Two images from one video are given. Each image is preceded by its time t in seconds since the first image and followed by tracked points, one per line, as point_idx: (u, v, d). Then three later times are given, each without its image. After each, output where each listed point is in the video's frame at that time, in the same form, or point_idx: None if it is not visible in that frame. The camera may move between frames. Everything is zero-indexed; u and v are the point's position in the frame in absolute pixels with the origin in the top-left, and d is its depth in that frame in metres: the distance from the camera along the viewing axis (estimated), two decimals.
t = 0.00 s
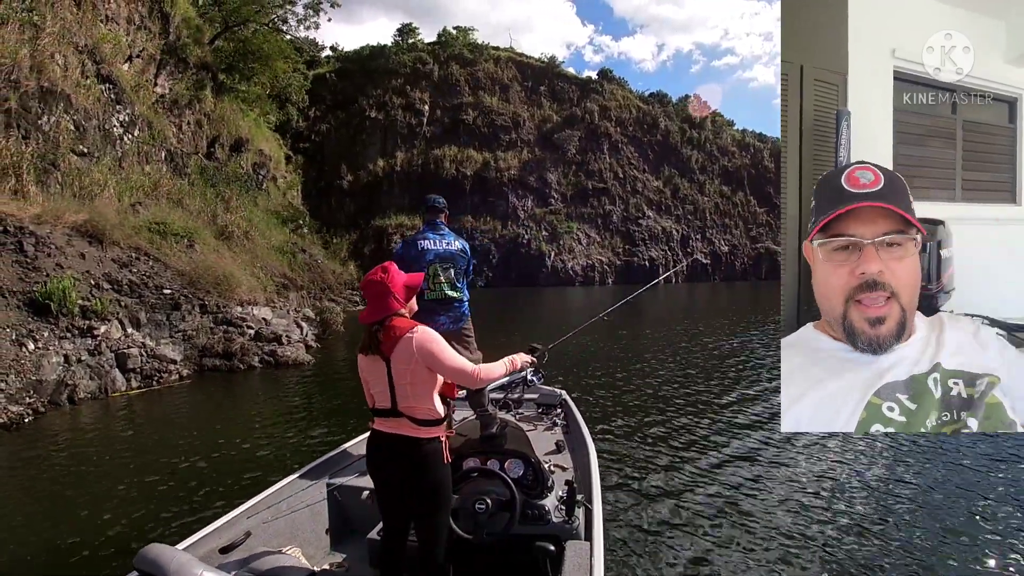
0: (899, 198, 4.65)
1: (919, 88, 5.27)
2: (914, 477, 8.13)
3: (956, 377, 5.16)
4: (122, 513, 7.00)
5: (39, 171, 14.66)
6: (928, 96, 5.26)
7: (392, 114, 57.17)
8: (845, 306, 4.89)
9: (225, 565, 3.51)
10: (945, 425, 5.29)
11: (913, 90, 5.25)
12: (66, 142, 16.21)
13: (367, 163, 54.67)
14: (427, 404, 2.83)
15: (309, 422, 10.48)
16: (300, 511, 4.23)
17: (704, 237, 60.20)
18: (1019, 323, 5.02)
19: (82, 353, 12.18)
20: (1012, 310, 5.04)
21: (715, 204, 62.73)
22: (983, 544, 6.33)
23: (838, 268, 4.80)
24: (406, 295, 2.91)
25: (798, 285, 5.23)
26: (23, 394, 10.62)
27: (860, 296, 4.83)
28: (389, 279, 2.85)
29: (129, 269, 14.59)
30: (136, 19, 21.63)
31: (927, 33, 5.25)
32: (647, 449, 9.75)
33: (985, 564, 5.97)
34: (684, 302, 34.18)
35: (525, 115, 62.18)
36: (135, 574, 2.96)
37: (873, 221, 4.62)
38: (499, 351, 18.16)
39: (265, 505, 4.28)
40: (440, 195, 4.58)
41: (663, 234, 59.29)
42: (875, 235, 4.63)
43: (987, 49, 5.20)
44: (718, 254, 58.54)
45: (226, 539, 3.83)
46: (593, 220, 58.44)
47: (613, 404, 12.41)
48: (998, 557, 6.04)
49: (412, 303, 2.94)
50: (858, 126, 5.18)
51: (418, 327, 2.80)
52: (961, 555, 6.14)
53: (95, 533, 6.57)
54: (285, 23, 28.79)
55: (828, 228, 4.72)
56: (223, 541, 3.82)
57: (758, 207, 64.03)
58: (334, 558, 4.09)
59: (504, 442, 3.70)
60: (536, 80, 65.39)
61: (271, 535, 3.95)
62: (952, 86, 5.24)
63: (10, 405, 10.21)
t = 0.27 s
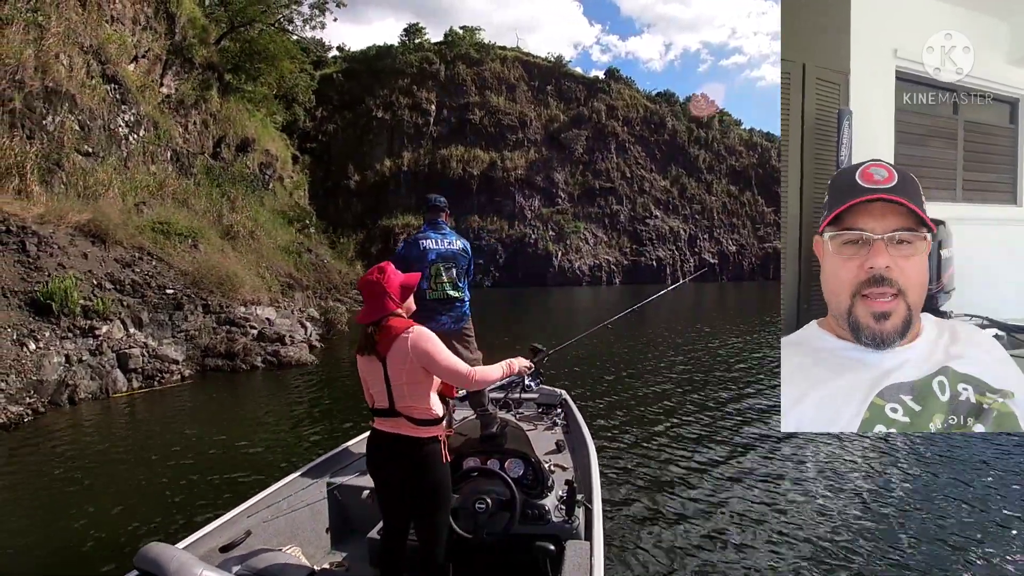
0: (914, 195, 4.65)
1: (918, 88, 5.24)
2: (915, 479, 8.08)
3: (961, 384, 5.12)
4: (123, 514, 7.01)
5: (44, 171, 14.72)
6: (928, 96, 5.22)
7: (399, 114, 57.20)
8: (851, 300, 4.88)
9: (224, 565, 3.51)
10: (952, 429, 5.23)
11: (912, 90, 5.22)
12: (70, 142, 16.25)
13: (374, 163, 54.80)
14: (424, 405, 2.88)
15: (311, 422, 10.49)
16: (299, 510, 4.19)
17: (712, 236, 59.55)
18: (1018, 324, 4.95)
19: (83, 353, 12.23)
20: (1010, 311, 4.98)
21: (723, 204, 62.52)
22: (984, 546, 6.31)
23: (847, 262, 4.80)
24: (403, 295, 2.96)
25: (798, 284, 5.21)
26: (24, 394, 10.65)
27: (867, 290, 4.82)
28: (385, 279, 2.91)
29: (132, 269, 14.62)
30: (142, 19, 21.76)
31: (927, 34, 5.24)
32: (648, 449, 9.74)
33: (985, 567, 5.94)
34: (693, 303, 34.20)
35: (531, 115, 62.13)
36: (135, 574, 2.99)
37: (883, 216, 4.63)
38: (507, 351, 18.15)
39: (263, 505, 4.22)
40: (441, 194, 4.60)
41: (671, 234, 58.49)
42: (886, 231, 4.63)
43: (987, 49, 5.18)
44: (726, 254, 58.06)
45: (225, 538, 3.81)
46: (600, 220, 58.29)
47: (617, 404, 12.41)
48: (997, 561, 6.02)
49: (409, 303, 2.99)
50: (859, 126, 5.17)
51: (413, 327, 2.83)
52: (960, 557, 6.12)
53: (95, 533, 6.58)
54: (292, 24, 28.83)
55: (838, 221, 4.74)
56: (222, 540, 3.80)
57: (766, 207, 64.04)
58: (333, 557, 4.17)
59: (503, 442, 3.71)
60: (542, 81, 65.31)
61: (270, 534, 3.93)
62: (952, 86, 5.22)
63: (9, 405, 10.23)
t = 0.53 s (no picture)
0: (919, 197, 4.58)
1: (919, 87, 5.28)
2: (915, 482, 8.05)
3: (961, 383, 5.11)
4: (124, 515, 7.03)
5: (47, 171, 14.75)
6: (928, 96, 5.27)
7: (405, 114, 57.24)
8: (861, 302, 4.81)
9: (225, 564, 3.54)
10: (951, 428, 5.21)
11: (913, 90, 5.26)
12: (74, 143, 16.28)
13: (380, 163, 54.95)
14: (424, 404, 2.88)
15: (313, 424, 10.52)
16: (300, 510, 4.29)
17: (720, 237, 60.10)
18: (1017, 325, 5.05)
19: (83, 354, 12.27)
20: (1010, 311, 5.08)
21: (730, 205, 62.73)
22: (980, 549, 6.32)
23: (858, 265, 4.72)
24: (402, 294, 2.97)
25: (799, 282, 5.22)
26: (24, 395, 10.67)
27: (878, 290, 4.74)
28: (384, 278, 2.92)
29: (135, 269, 14.64)
30: (147, 20, 21.95)
31: (928, 33, 5.28)
32: (649, 450, 9.74)
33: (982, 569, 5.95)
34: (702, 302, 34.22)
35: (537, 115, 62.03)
36: (136, 573, 3.00)
37: (893, 218, 4.54)
38: (514, 351, 18.15)
39: (263, 506, 4.32)
40: (441, 193, 4.58)
41: (678, 234, 58.75)
42: (896, 233, 4.55)
43: (986, 50, 5.24)
44: (733, 254, 59.16)
45: (226, 538, 3.88)
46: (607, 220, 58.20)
47: (621, 404, 12.42)
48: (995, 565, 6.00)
49: (408, 302, 3.00)
50: (863, 124, 5.14)
51: (414, 326, 2.84)
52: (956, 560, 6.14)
53: (96, 534, 6.60)
54: (298, 24, 28.87)
55: (849, 227, 4.61)
56: (223, 539, 3.86)
57: (773, 207, 64.13)
58: (333, 558, 4.12)
59: (504, 442, 3.73)
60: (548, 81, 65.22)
61: (270, 534, 3.99)
62: (951, 86, 5.28)
63: (8, 407, 10.24)
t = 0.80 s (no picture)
0: (917, 194, 4.56)
1: (919, 87, 5.27)
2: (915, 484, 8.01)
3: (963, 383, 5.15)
4: (126, 515, 7.05)
5: (50, 171, 14.79)
6: (928, 96, 5.27)
7: (412, 114, 57.23)
8: (866, 302, 4.77)
9: (226, 563, 3.55)
10: (952, 427, 5.23)
11: (913, 90, 5.26)
12: (78, 143, 16.32)
13: (387, 164, 55.12)
14: (426, 404, 2.88)
15: (314, 424, 10.55)
16: (301, 510, 4.33)
17: (726, 236, 60.78)
18: (1017, 326, 5.08)
19: (83, 355, 12.34)
20: (1010, 312, 5.11)
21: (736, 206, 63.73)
22: (979, 549, 6.32)
23: (861, 264, 4.70)
24: (406, 293, 2.99)
25: (799, 281, 5.20)
26: (24, 396, 10.71)
27: (883, 290, 4.72)
28: (390, 276, 2.94)
29: (137, 269, 14.65)
30: (152, 21, 22.12)
31: (928, 33, 5.28)
32: (651, 450, 9.73)
33: (981, 570, 5.95)
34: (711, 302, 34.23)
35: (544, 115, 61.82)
36: (137, 572, 3.01)
37: (895, 217, 4.50)
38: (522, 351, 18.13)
39: (264, 505, 4.35)
40: (442, 192, 4.57)
41: (685, 234, 58.90)
42: (898, 231, 4.52)
43: (987, 50, 5.23)
44: (739, 254, 59.93)
45: (227, 538, 3.91)
46: (613, 220, 58.13)
47: (626, 404, 12.41)
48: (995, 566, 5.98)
49: (413, 301, 3.02)
50: (865, 124, 5.14)
51: (416, 326, 2.85)
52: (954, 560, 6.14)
53: (96, 536, 6.60)
54: (303, 25, 28.88)
55: (851, 227, 4.58)
56: (224, 539, 3.89)
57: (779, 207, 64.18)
58: (335, 556, 4.12)
59: (505, 442, 3.77)
60: (554, 81, 65.10)
61: (271, 535, 4.01)
62: (951, 86, 5.28)
63: (8, 408, 10.30)
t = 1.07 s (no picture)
0: (917, 191, 4.61)
1: (919, 88, 5.32)
2: (915, 484, 7.99)
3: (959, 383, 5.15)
4: (127, 517, 7.05)
5: (53, 172, 14.83)
6: (928, 96, 5.32)
7: (417, 114, 57.21)
8: (861, 300, 4.81)
9: (226, 563, 3.56)
10: (947, 427, 5.24)
11: (913, 90, 5.30)
12: (82, 144, 16.35)
13: (392, 164, 55.20)
14: (426, 404, 2.89)
15: (316, 426, 10.54)
16: (300, 511, 4.33)
17: (732, 235, 60.30)
18: (1017, 326, 5.10)
19: (83, 356, 12.34)
20: (1009, 311, 5.15)
21: (743, 205, 63.81)
22: (979, 550, 6.31)
23: (856, 261, 4.73)
24: (411, 292, 3.00)
25: (799, 281, 5.20)
26: (23, 397, 10.74)
27: (877, 288, 4.77)
28: (394, 275, 2.95)
29: (138, 270, 14.66)
30: (157, 22, 22.31)
31: (928, 33, 5.33)
32: (651, 450, 9.72)
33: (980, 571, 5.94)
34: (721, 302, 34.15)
35: (550, 115, 61.63)
36: (137, 571, 3.02)
37: (890, 214, 4.58)
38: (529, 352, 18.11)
39: (263, 506, 4.37)
40: (443, 192, 4.61)
41: (691, 233, 58.80)
42: (894, 228, 4.59)
43: (987, 50, 5.29)
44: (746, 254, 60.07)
45: (227, 538, 3.92)
46: (620, 220, 58.14)
47: (630, 404, 12.39)
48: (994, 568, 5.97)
49: (416, 301, 3.03)
50: (865, 124, 5.17)
51: (417, 326, 2.86)
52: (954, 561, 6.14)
53: (99, 537, 6.62)
54: (307, 25, 28.76)
55: (847, 222, 4.63)
56: (223, 540, 3.90)
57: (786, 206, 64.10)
58: (335, 556, 4.10)
59: (505, 442, 3.77)
60: (559, 80, 65.04)
61: (270, 535, 4.02)
62: (951, 86, 5.34)
63: (6, 409, 10.33)
